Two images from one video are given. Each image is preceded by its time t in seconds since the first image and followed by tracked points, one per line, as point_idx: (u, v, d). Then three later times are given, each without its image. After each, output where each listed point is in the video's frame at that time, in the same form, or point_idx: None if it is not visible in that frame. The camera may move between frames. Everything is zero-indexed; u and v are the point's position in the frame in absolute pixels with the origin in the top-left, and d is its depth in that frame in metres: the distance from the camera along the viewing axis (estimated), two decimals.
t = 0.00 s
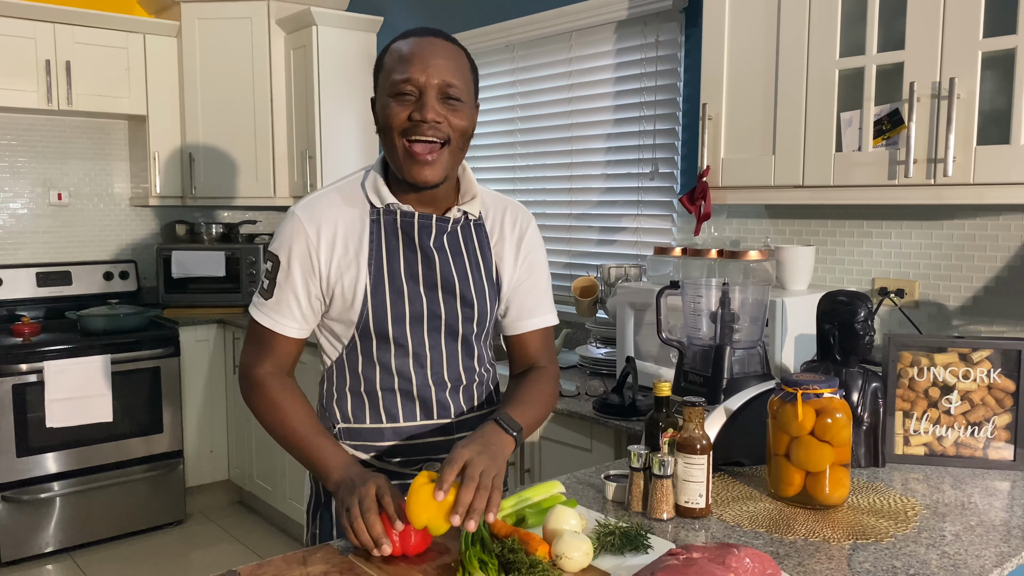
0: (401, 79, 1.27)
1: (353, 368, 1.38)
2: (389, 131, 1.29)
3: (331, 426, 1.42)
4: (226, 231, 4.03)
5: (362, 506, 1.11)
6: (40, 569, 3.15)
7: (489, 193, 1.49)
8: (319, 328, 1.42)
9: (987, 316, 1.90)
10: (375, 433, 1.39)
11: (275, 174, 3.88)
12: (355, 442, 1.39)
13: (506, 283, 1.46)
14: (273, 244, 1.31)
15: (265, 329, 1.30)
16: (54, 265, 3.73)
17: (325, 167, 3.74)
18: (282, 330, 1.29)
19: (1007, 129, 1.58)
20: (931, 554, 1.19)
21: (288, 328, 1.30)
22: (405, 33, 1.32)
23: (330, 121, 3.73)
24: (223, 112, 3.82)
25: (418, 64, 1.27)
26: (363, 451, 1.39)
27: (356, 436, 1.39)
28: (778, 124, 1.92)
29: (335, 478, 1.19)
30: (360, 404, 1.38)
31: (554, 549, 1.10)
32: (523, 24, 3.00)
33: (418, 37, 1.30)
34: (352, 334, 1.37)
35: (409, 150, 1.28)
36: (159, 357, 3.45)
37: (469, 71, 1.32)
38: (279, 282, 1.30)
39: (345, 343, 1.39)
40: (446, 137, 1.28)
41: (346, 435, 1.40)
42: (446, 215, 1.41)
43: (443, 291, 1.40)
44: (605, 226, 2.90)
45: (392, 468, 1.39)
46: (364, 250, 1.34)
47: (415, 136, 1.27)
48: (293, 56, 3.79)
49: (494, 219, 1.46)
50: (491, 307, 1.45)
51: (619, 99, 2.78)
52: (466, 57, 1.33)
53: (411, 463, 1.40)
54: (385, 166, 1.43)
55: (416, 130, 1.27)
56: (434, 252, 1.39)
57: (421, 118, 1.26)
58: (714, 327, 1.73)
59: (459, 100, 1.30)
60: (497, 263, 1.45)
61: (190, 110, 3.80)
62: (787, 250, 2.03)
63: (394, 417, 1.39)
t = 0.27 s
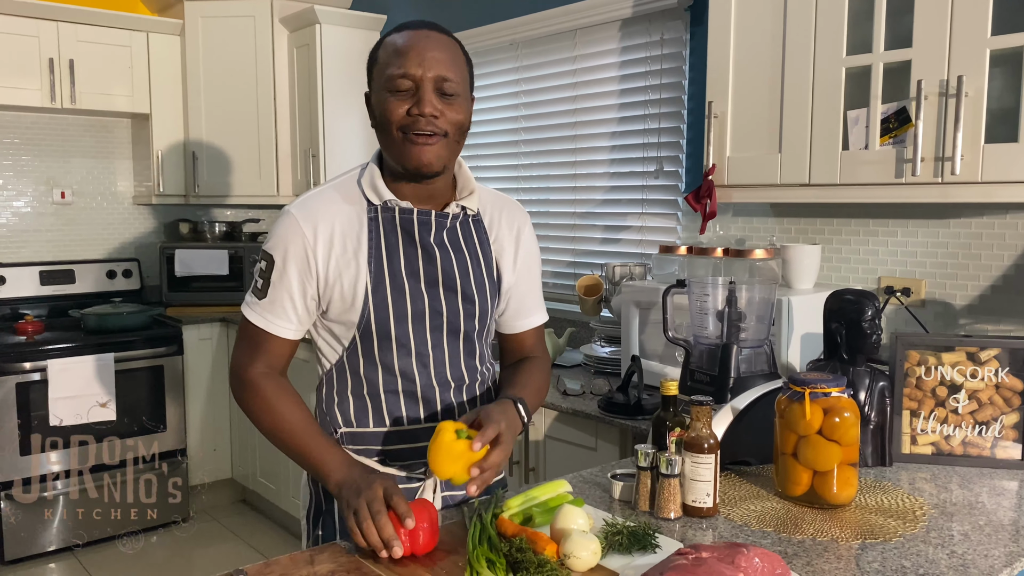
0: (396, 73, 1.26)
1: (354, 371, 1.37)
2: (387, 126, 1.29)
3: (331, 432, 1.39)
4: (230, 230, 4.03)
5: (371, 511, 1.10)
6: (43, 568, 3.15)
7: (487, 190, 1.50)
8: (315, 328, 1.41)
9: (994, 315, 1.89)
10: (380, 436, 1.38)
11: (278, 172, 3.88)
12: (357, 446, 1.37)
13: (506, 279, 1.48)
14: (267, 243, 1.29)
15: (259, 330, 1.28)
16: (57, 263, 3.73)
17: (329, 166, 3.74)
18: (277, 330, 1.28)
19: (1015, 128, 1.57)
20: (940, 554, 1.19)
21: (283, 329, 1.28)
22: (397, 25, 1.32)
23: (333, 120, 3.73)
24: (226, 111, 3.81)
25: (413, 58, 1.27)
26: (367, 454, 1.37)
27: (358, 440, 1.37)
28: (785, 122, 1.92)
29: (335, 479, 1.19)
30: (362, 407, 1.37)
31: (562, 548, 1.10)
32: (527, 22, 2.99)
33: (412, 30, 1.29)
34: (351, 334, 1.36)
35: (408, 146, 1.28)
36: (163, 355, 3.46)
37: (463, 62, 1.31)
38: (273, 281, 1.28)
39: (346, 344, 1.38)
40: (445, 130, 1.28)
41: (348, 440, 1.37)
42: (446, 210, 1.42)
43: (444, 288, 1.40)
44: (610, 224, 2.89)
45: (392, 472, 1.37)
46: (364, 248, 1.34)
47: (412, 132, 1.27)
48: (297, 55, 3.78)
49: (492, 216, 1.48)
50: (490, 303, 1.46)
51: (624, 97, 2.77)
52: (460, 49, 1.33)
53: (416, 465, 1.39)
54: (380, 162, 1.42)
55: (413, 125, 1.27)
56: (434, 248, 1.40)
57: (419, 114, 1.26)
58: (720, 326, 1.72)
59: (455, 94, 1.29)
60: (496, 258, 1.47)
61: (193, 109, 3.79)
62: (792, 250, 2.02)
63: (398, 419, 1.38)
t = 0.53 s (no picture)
0: (419, 90, 1.25)
1: (361, 369, 1.36)
2: (410, 144, 1.27)
3: (338, 432, 1.37)
4: (232, 229, 4.02)
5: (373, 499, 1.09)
6: (45, 567, 3.14)
7: (488, 191, 1.51)
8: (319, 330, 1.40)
9: (1000, 315, 1.89)
10: (389, 434, 1.36)
11: (280, 172, 3.87)
12: (366, 446, 1.36)
13: (509, 277, 1.49)
14: (270, 247, 1.29)
15: (264, 333, 1.28)
16: (59, 263, 3.73)
17: (331, 166, 3.74)
18: (281, 334, 1.28)
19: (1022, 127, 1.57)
20: (948, 555, 1.18)
21: (287, 332, 1.28)
22: (406, 34, 1.30)
23: (336, 119, 3.72)
24: (228, 110, 3.81)
25: (433, 74, 1.25)
26: (375, 454, 1.36)
27: (366, 439, 1.36)
28: (790, 121, 1.91)
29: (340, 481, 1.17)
30: (370, 405, 1.36)
31: (568, 548, 1.10)
32: (530, 22, 2.99)
33: (426, 44, 1.28)
34: (358, 333, 1.36)
35: (433, 163, 1.27)
36: (165, 355, 3.47)
37: (475, 73, 1.31)
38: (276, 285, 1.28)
39: (352, 343, 1.37)
40: (467, 146, 1.28)
41: (356, 439, 1.36)
42: (447, 210, 1.42)
43: (448, 287, 1.40)
44: (613, 224, 2.89)
45: (401, 472, 1.36)
46: (366, 248, 1.33)
47: (438, 150, 1.26)
48: (299, 54, 3.78)
49: (493, 215, 1.48)
50: (494, 299, 1.46)
51: (627, 97, 2.77)
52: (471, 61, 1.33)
53: (424, 464, 1.38)
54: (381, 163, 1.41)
55: (438, 142, 1.26)
56: (437, 246, 1.39)
57: (445, 131, 1.25)
58: (726, 326, 1.72)
59: (474, 108, 1.29)
60: (498, 255, 1.47)
61: (195, 108, 3.79)
62: (798, 249, 2.02)
63: (407, 416, 1.37)
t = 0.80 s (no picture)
0: (444, 70, 1.25)
1: (368, 366, 1.35)
2: (435, 123, 1.26)
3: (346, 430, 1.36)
4: (233, 229, 4.02)
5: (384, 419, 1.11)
6: (46, 568, 3.13)
7: (490, 193, 1.53)
8: (323, 325, 1.38)
9: (1004, 315, 1.88)
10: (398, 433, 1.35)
11: (281, 172, 3.87)
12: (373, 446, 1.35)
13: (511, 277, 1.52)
14: (276, 239, 1.29)
15: (268, 324, 1.27)
16: (60, 263, 3.72)
17: (332, 166, 3.73)
18: (285, 325, 1.27)
19: None
20: (956, 556, 1.17)
21: (292, 323, 1.28)
22: (423, 25, 1.31)
23: (336, 119, 3.72)
24: (229, 110, 3.80)
25: (455, 55, 1.26)
26: (383, 454, 1.35)
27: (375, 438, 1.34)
28: (793, 121, 1.90)
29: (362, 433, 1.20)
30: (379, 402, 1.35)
31: (574, 551, 1.09)
32: (532, 21, 2.98)
33: (444, 30, 1.29)
34: (365, 329, 1.34)
35: (457, 141, 1.26)
36: (166, 356, 3.45)
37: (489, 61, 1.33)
38: (281, 276, 1.27)
39: (361, 340, 1.35)
40: (490, 128, 1.29)
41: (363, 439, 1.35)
42: (455, 205, 1.43)
43: (456, 281, 1.40)
44: (615, 224, 2.88)
45: (409, 472, 1.35)
46: (376, 241, 1.34)
47: (465, 127, 1.26)
48: (300, 53, 3.77)
49: (497, 215, 1.50)
50: (499, 296, 1.48)
51: (629, 97, 2.77)
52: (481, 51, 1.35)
53: (432, 464, 1.36)
54: (389, 158, 1.41)
55: (467, 123, 1.26)
56: (446, 240, 1.40)
57: (474, 110, 1.26)
58: (730, 326, 1.71)
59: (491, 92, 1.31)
60: (502, 253, 1.49)
61: (196, 108, 3.78)
62: (801, 249, 2.01)
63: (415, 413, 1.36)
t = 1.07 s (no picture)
0: (416, 90, 1.24)
1: (376, 364, 1.33)
2: (418, 143, 1.27)
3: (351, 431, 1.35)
4: (231, 230, 4.00)
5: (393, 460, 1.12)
6: (43, 571, 3.12)
7: (496, 196, 1.51)
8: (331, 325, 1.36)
9: (1008, 315, 1.87)
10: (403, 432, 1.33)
11: (280, 172, 3.85)
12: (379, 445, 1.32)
13: (514, 283, 1.50)
14: (286, 237, 1.27)
15: (278, 323, 1.26)
16: (57, 264, 3.70)
17: (330, 166, 3.71)
18: (296, 324, 1.26)
19: None
20: (963, 560, 1.16)
21: (303, 321, 1.26)
22: (399, 34, 1.28)
23: (335, 119, 3.70)
24: (227, 110, 3.79)
25: (428, 70, 1.24)
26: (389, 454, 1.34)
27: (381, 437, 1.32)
28: (795, 120, 1.89)
29: (370, 457, 1.22)
30: (384, 401, 1.34)
31: (577, 556, 1.07)
32: (531, 20, 2.97)
33: (417, 41, 1.26)
34: (373, 328, 1.32)
35: (442, 158, 1.27)
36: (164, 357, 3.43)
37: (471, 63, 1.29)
38: (293, 275, 1.26)
39: (368, 339, 1.33)
40: (476, 136, 1.27)
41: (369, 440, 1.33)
42: (462, 204, 1.42)
43: (465, 280, 1.39)
44: (615, 224, 2.87)
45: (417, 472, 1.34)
46: (386, 239, 1.32)
47: (446, 143, 1.25)
48: (299, 53, 3.75)
49: (503, 215, 1.49)
50: (505, 297, 1.46)
51: (630, 96, 2.75)
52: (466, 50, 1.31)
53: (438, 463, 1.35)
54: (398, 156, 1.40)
55: (448, 141, 1.25)
56: (454, 239, 1.39)
57: (452, 127, 1.24)
58: (733, 327, 1.68)
59: (474, 98, 1.27)
60: (507, 256, 1.48)
61: (193, 109, 3.76)
62: (802, 249, 2.00)
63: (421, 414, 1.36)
